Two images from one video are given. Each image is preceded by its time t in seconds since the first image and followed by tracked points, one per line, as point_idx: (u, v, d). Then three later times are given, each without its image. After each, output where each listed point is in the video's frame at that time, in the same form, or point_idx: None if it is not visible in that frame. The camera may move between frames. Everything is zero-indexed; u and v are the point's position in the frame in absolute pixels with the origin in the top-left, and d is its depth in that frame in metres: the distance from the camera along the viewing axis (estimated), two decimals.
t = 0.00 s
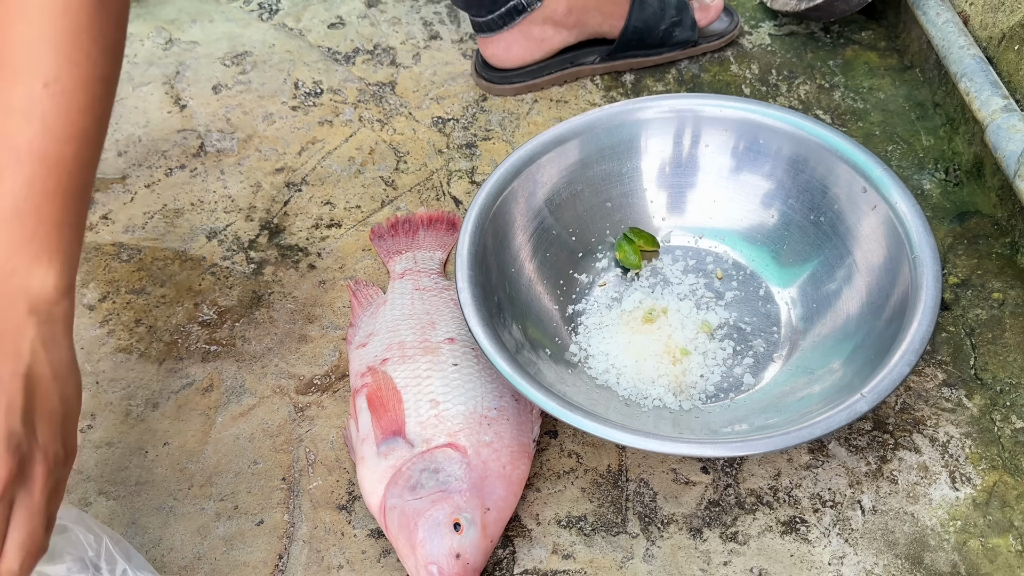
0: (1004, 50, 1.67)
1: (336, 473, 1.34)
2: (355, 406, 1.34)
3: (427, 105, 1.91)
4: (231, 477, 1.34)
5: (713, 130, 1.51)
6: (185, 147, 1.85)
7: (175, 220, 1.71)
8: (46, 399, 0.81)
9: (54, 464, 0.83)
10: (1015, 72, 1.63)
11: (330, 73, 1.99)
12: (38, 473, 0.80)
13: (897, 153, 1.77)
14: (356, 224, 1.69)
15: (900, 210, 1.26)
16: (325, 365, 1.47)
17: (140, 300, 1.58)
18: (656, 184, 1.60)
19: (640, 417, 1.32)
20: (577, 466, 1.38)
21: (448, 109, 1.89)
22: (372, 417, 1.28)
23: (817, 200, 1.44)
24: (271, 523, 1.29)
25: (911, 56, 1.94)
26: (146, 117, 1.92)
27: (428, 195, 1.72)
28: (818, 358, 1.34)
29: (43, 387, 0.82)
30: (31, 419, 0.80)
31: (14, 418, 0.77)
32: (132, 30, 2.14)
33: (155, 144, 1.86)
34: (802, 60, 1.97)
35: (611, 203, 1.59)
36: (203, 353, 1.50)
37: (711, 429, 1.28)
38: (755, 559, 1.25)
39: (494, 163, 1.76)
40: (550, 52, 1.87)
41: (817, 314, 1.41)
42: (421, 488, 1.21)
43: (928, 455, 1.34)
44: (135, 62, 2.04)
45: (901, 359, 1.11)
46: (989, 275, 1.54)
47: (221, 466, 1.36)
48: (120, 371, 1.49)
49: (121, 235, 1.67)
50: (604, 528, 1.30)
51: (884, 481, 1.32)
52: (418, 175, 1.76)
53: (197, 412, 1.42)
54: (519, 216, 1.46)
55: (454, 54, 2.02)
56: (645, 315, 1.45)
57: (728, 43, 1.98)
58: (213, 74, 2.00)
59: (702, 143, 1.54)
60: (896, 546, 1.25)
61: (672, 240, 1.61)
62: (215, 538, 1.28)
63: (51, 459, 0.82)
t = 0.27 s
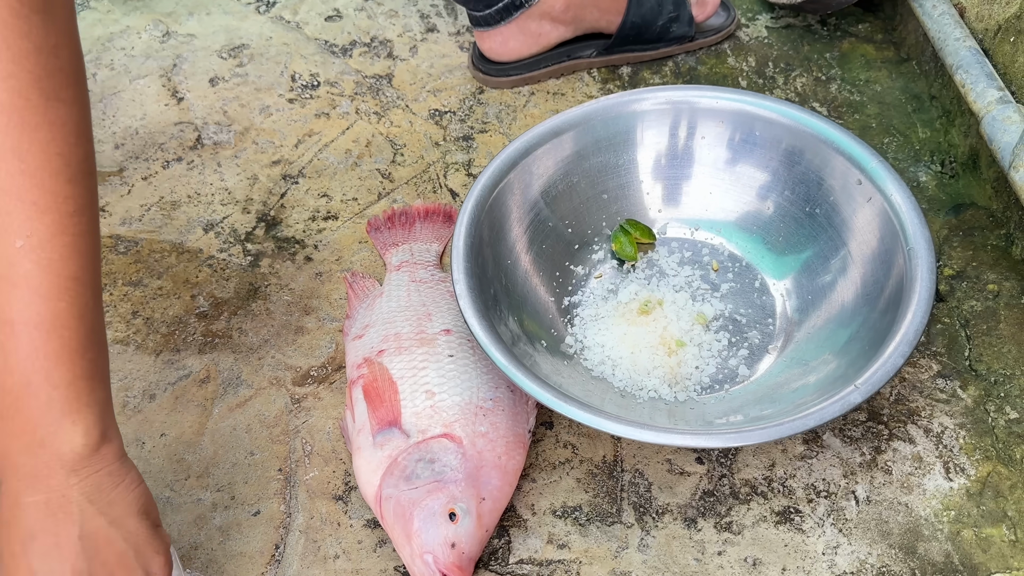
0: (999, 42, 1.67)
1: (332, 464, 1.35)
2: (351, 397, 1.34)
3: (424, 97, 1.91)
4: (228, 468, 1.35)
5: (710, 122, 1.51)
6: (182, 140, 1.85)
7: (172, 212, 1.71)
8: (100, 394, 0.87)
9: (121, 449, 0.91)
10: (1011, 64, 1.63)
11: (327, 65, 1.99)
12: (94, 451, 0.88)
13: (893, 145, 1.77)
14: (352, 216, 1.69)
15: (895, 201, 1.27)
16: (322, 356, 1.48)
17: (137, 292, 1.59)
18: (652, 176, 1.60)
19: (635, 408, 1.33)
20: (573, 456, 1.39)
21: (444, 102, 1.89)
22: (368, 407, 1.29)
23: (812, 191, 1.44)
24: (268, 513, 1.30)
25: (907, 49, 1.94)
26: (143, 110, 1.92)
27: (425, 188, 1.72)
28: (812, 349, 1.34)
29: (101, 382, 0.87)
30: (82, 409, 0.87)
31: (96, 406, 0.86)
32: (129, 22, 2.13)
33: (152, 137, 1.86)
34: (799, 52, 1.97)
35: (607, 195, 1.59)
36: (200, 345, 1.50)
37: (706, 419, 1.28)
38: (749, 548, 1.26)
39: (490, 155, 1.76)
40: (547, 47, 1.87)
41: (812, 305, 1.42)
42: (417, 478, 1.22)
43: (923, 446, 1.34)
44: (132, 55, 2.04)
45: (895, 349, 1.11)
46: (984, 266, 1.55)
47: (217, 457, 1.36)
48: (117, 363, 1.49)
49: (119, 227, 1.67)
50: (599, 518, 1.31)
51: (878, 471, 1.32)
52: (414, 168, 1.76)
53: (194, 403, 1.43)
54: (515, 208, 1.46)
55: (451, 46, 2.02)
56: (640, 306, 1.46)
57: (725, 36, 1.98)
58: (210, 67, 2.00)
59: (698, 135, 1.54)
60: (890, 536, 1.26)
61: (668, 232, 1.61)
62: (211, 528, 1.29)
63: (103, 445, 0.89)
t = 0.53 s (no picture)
0: (1005, 38, 1.67)
1: (338, 456, 1.35)
2: (357, 390, 1.34)
3: (429, 91, 1.91)
4: (234, 460, 1.35)
5: (715, 116, 1.51)
6: (187, 133, 1.85)
7: (177, 206, 1.71)
8: (124, 375, 1.02)
9: (145, 424, 1.07)
10: (1017, 58, 1.63)
11: (332, 59, 1.99)
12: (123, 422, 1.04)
13: (898, 140, 1.77)
14: (358, 210, 1.69)
15: (900, 195, 1.27)
16: (327, 349, 1.48)
17: (143, 285, 1.59)
18: (657, 170, 1.60)
19: (640, 401, 1.33)
20: (578, 449, 1.39)
21: (449, 96, 1.89)
22: (374, 400, 1.29)
23: (817, 186, 1.45)
24: (274, 505, 1.30)
25: (912, 44, 1.94)
26: (148, 103, 1.92)
27: (430, 182, 1.72)
28: (818, 343, 1.35)
29: (125, 363, 1.02)
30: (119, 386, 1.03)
31: (121, 385, 1.02)
32: (134, 16, 2.13)
33: (157, 130, 1.86)
34: (803, 47, 1.97)
35: (612, 189, 1.59)
36: (206, 338, 1.51)
37: (711, 413, 1.29)
38: (754, 541, 1.26)
39: (495, 149, 1.76)
40: (552, 41, 1.87)
41: (817, 299, 1.42)
42: (423, 470, 1.22)
43: (927, 440, 1.35)
44: (137, 49, 2.04)
45: (901, 343, 1.11)
46: (989, 261, 1.55)
47: (223, 449, 1.37)
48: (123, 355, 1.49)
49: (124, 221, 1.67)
50: (604, 510, 1.31)
51: (882, 465, 1.33)
52: (419, 162, 1.76)
53: (200, 396, 1.43)
54: (520, 201, 1.46)
55: (456, 40, 2.02)
56: (645, 300, 1.46)
57: (729, 31, 1.98)
58: (215, 61, 2.00)
59: (703, 129, 1.54)
60: (894, 530, 1.26)
61: (673, 226, 1.61)
62: (218, 520, 1.29)
63: (130, 422, 1.04)
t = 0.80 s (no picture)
0: (1013, 32, 1.67)
1: (345, 447, 1.35)
2: (365, 381, 1.35)
3: (436, 85, 1.91)
4: (241, 450, 1.36)
5: (723, 110, 1.51)
6: (194, 126, 1.85)
7: (184, 198, 1.71)
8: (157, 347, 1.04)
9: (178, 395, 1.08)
10: None
11: (338, 53, 1.99)
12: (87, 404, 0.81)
13: (905, 135, 1.77)
14: (364, 203, 1.70)
15: (908, 189, 1.27)
16: (334, 341, 1.48)
17: (150, 276, 1.59)
18: (665, 164, 1.60)
19: (647, 393, 1.33)
20: (584, 441, 1.39)
21: (456, 89, 1.89)
22: (382, 391, 1.29)
23: (825, 179, 1.45)
24: (281, 495, 1.30)
25: (920, 39, 1.94)
26: (155, 96, 1.92)
27: (437, 175, 1.72)
28: (825, 336, 1.35)
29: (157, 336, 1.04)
30: (85, 352, 0.82)
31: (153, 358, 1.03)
32: (141, 9, 2.14)
33: (164, 122, 1.86)
34: (811, 42, 1.97)
35: (619, 182, 1.59)
36: (213, 329, 1.51)
37: (718, 405, 1.29)
38: (761, 533, 1.26)
39: (502, 143, 1.76)
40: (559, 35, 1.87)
41: (824, 292, 1.42)
42: (431, 461, 1.22)
43: (934, 433, 1.35)
44: (144, 41, 2.04)
45: (909, 336, 1.11)
46: (996, 256, 1.55)
47: (231, 440, 1.37)
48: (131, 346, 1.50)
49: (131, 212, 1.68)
50: (611, 502, 1.31)
51: (889, 458, 1.33)
52: (426, 155, 1.77)
53: (207, 386, 1.44)
54: (528, 194, 1.46)
55: (463, 34, 2.02)
56: (652, 294, 1.46)
57: (736, 25, 1.98)
58: (222, 54, 2.00)
59: (711, 123, 1.54)
60: (901, 523, 1.26)
61: (680, 220, 1.61)
62: (225, 510, 1.30)
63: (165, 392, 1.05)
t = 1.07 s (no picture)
0: (1020, 31, 1.67)
1: (352, 442, 1.36)
2: (372, 376, 1.35)
3: (442, 82, 1.91)
4: (248, 445, 1.36)
5: (729, 108, 1.52)
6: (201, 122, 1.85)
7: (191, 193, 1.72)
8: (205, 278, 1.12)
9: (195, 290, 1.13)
10: None
11: (344, 50, 1.99)
12: (250, 212, 1.08)
13: (911, 134, 1.77)
14: (370, 199, 1.70)
15: (914, 186, 1.27)
16: (341, 337, 1.49)
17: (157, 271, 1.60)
18: (671, 161, 1.60)
19: (653, 390, 1.34)
20: (590, 437, 1.39)
21: (462, 87, 1.90)
22: (389, 386, 1.30)
23: (831, 177, 1.45)
24: (288, 490, 1.31)
25: (926, 38, 1.94)
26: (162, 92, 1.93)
27: (443, 171, 1.73)
28: (831, 333, 1.35)
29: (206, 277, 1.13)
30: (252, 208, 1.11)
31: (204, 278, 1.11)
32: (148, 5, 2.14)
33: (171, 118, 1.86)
34: (817, 40, 1.97)
35: (625, 179, 1.60)
36: (219, 324, 1.51)
37: (724, 401, 1.29)
38: (766, 530, 1.26)
39: (508, 140, 1.77)
40: (565, 31, 1.87)
41: (830, 290, 1.42)
42: (437, 455, 1.23)
43: (939, 431, 1.35)
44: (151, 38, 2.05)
45: (915, 333, 1.12)
46: (1002, 254, 1.55)
47: (238, 434, 1.38)
48: (138, 341, 1.51)
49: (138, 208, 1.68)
50: (616, 498, 1.32)
51: (894, 455, 1.33)
52: (432, 152, 1.77)
53: (214, 381, 1.44)
54: (534, 190, 1.46)
55: (469, 32, 2.02)
56: (658, 290, 1.46)
57: (742, 22, 1.98)
58: (229, 50, 2.00)
59: (717, 120, 1.54)
60: (906, 519, 1.26)
61: (686, 218, 1.62)
62: (232, 503, 1.30)
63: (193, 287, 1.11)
